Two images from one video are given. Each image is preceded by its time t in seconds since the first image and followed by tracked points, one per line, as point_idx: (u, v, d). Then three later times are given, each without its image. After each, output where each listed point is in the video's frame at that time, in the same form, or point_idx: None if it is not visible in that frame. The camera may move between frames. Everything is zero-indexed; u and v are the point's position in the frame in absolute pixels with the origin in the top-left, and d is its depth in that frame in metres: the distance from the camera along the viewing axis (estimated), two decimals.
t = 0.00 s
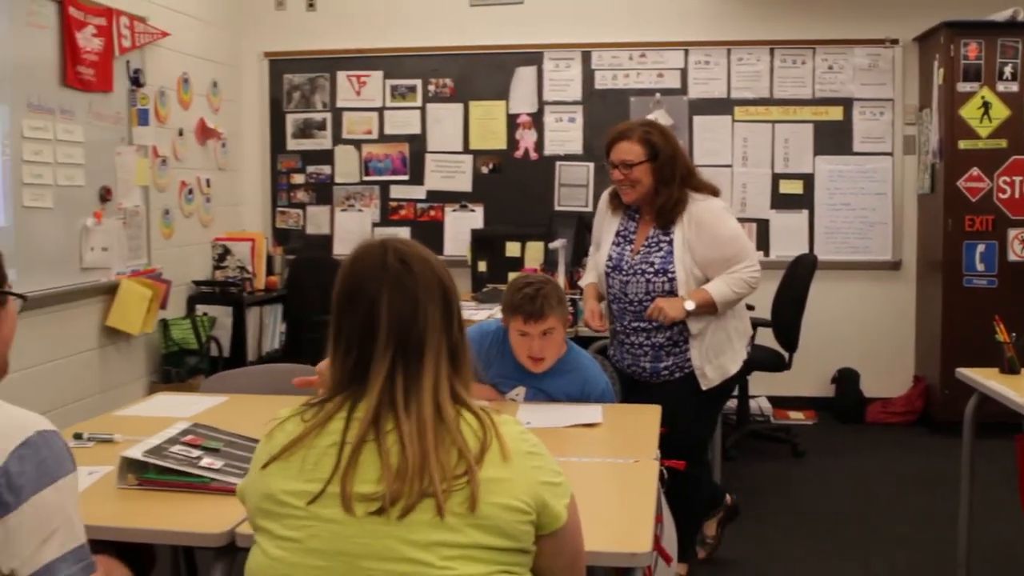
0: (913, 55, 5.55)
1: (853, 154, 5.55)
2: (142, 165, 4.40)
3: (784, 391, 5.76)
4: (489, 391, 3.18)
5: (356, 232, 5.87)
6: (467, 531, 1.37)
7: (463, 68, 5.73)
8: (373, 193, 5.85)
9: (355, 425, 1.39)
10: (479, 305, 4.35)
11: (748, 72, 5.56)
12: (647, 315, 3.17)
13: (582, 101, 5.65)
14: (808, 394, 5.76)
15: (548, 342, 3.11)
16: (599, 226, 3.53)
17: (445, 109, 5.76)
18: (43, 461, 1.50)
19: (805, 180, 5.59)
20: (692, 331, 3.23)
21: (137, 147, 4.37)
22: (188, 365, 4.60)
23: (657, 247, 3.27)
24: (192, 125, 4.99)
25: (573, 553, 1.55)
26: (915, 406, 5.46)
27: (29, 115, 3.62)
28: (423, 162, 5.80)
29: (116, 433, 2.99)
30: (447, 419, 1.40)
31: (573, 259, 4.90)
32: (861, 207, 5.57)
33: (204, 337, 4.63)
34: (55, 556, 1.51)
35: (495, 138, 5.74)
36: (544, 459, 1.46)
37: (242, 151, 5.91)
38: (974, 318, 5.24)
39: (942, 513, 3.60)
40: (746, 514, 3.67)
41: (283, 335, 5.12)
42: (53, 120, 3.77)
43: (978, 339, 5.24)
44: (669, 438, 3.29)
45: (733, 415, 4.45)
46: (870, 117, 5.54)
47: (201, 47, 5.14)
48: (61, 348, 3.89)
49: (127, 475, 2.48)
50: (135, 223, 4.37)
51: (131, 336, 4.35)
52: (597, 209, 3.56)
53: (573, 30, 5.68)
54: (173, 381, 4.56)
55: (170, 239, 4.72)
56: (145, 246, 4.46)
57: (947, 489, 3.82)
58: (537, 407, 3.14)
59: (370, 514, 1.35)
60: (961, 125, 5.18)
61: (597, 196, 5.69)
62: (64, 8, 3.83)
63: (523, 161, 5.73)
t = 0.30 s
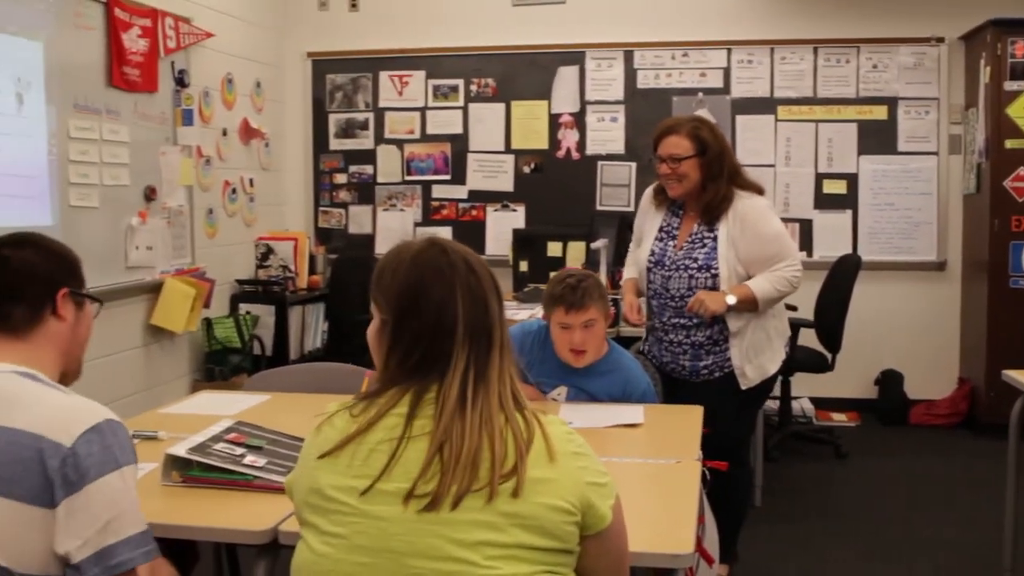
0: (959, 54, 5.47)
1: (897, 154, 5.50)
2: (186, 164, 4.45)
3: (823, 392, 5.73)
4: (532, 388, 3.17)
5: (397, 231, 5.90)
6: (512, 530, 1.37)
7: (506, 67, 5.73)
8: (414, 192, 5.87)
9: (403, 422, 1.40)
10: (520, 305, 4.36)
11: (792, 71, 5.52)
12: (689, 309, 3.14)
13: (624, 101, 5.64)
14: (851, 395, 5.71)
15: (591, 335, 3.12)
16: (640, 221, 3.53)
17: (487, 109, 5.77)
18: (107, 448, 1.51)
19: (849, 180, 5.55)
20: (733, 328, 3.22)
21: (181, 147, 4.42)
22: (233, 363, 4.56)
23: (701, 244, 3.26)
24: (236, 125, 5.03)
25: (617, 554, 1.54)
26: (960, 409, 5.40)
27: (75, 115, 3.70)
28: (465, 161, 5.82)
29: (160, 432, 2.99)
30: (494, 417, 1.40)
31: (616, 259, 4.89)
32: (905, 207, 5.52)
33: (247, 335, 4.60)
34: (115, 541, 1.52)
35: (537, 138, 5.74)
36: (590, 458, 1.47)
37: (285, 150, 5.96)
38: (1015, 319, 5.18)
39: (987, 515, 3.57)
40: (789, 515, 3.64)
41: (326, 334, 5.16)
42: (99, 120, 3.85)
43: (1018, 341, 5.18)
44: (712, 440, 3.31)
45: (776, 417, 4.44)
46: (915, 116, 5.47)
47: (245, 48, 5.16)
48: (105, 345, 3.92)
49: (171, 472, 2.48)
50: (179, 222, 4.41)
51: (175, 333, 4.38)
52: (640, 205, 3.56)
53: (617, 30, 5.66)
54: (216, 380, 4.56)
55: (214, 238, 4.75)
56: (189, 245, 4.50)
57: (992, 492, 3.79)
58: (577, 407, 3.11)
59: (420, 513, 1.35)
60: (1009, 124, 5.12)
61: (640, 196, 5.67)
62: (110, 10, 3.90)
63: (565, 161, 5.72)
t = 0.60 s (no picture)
0: (988, 52, 5.42)
1: (925, 154, 5.46)
2: (213, 164, 4.47)
3: (849, 393, 5.72)
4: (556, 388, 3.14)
5: (422, 231, 5.92)
6: (539, 526, 1.38)
7: (532, 67, 5.73)
8: (440, 192, 5.89)
9: (429, 419, 1.41)
10: (545, 305, 4.37)
11: (818, 71, 5.49)
12: (719, 295, 3.12)
13: (649, 101, 5.63)
14: (877, 396, 5.69)
15: (634, 329, 3.06)
16: (655, 218, 3.51)
17: (514, 109, 5.77)
18: (148, 438, 1.56)
19: (877, 180, 5.52)
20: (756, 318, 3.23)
21: (208, 148, 4.44)
22: (258, 363, 4.57)
23: (726, 232, 3.27)
24: (263, 126, 5.05)
25: (640, 551, 1.55)
26: (988, 410, 5.36)
27: (104, 116, 3.73)
28: (491, 161, 5.82)
29: (188, 429, 3.01)
30: (520, 414, 1.42)
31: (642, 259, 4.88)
32: (934, 207, 5.48)
33: (274, 334, 4.61)
34: (152, 528, 1.55)
35: (563, 138, 5.74)
36: (615, 454, 1.48)
37: (312, 149, 5.98)
38: None
39: (1016, 518, 3.54)
40: (816, 516, 3.63)
41: (351, 333, 5.18)
42: (127, 120, 3.88)
43: None
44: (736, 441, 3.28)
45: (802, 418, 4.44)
46: (943, 116, 5.43)
47: (271, 48, 5.18)
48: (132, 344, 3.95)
49: (197, 471, 2.48)
50: (206, 222, 4.44)
51: (201, 333, 4.41)
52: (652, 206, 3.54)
53: (643, 29, 5.64)
54: (242, 380, 4.56)
55: (241, 238, 4.78)
56: (216, 245, 4.52)
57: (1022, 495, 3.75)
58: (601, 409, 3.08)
59: (448, 510, 1.36)
60: None
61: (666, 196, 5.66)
62: (138, 11, 3.92)
63: (590, 160, 5.72)
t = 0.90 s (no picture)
0: (1012, 51, 5.38)
1: (947, 154, 5.44)
2: (235, 165, 4.49)
3: (870, 394, 5.71)
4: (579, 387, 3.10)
5: (443, 231, 5.93)
6: (561, 526, 1.38)
7: (553, 67, 5.73)
8: (461, 192, 5.90)
9: (452, 419, 1.42)
10: (565, 305, 4.37)
11: (840, 70, 5.48)
12: (728, 276, 3.14)
13: (670, 101, 5.62)
14: (898, 397, 5.68)
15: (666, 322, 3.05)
16: (654, 220, 3.47)
17: (535, 109, 5.77)
18: (134, 424, 1.50)
19: (899, 180, 5.50)
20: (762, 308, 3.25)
21: (229, 148, 4.46)
22: (279, 362, 4.60)
23: (736, 224, 3.28)
24: (284, 126, 5.07)
25: (660, 550, 1.55)
26: (1010, 411, 5.33)
27: (126, 116, 3.75)
28: (512, 161, 5.83)
29: (208, 429, 3.00)
30: (542, 414, 1.42)
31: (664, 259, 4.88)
32: (956, 208, 5.46)
33: (294, 334, 4.61)
34: (152, 513, 1.49)
35: (583, 138, 5.74)
36: (635, 453, 1.48)
37: (333, 149, 5.99)
38: None
39: None
40: (838, 517, 3.61)
41: (371, 333, 5.20)
42: (149, 120, 3.89)
43: None
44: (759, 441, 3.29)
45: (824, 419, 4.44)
46: (966, 116, 5.41)
47: (293, 49, 5.19)
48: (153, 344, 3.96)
49: (218, 470, 2.47)
50: (227, 222, 4.45)
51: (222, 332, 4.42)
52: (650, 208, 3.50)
53: (665, 29, 5.63)
54: (263, 379, 4.58)
55: (262, 238, 4.79)
56: (237, 245, 4.54)
57: None
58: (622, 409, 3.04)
59: (470, 510, 1.36)
60: None
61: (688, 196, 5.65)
62: (159, 12, 3.94)
63: (611, 160, 5.71)
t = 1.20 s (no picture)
0: None
1: (966, 154, 5.42)
2: (253, 164, 4.51)
3: (889, 394, 5.69)
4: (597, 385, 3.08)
5: (461, 231, 5.93)
6: (584, 525, 1.37)
7: (571, 67, 5.73)
8: (478, 192, 5.90)
9: (478, 419, 1.41)
10: (581, 305, 4.37)
11: (859, 70, 5.46)
12: (756, 278, 3.13)
13: (688, 101, 5.62)
14: (916, 398, 5.66)
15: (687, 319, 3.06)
16: (650, 218, 3.41)
17: (552, 109, 5.77)
18: (76, 437, 1.46)
19: (917, 180, 5.49)
20: (771, 306, 3.27)
21: (247, 147, 4.47)
22: (297, 362, 4.60)
23: (743, 224, 3.27)
24: (302, 126, 5.08)
25: (682, 549, 1.55)
26: None
27: (145, 116, 3.77)
28: (529, 161, 5.82)
29: (226, 429, 3.01)
30: (567, 415, 1.41)
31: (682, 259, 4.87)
32: (975, 207, 5.44)
33: (312, 334, 4.63)
34: (121, 522, 1.49)
35: (601, 138, 5.73)
36: (658, 453, 1.48)
37: (350, 149, 6.00)
38: None
39: None
40: (856, 518, 3.60)
41: (388, 332, 5.21)
42: (168, 120, 3.91)
43: None
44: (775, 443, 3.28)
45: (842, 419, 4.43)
46: (985, 115, 5.39)
47: (310, 48, 5.20)
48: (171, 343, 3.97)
49: (237, 469, 2.48)
50: (245, 222, 4.46)
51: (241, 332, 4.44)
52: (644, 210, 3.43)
53: (683, 29, 5.62)
54: (281, 378, 4.59)
55: (280, 237, 4.81)
56: (255, 244, 4.55)
57: None
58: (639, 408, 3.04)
59: (495, 510, 1.36)
60: None
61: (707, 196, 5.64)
62: (178, 12, 3.95)
63: (629, 160, 5.71)
